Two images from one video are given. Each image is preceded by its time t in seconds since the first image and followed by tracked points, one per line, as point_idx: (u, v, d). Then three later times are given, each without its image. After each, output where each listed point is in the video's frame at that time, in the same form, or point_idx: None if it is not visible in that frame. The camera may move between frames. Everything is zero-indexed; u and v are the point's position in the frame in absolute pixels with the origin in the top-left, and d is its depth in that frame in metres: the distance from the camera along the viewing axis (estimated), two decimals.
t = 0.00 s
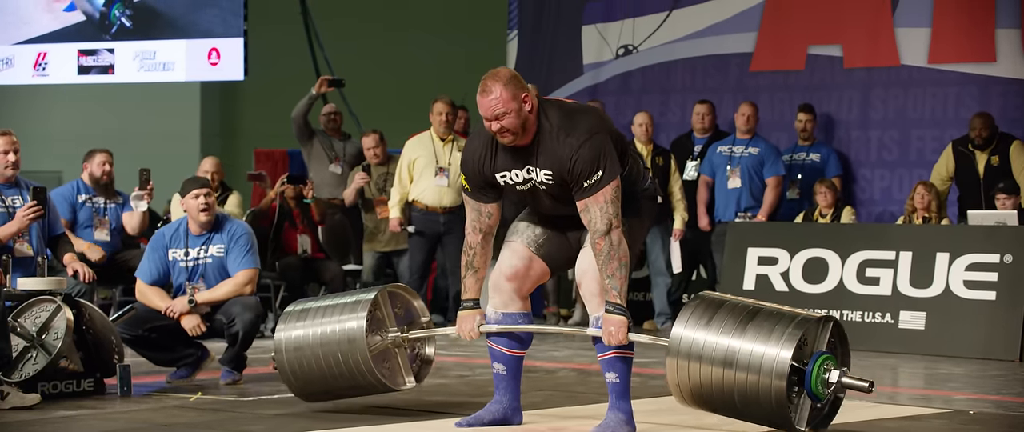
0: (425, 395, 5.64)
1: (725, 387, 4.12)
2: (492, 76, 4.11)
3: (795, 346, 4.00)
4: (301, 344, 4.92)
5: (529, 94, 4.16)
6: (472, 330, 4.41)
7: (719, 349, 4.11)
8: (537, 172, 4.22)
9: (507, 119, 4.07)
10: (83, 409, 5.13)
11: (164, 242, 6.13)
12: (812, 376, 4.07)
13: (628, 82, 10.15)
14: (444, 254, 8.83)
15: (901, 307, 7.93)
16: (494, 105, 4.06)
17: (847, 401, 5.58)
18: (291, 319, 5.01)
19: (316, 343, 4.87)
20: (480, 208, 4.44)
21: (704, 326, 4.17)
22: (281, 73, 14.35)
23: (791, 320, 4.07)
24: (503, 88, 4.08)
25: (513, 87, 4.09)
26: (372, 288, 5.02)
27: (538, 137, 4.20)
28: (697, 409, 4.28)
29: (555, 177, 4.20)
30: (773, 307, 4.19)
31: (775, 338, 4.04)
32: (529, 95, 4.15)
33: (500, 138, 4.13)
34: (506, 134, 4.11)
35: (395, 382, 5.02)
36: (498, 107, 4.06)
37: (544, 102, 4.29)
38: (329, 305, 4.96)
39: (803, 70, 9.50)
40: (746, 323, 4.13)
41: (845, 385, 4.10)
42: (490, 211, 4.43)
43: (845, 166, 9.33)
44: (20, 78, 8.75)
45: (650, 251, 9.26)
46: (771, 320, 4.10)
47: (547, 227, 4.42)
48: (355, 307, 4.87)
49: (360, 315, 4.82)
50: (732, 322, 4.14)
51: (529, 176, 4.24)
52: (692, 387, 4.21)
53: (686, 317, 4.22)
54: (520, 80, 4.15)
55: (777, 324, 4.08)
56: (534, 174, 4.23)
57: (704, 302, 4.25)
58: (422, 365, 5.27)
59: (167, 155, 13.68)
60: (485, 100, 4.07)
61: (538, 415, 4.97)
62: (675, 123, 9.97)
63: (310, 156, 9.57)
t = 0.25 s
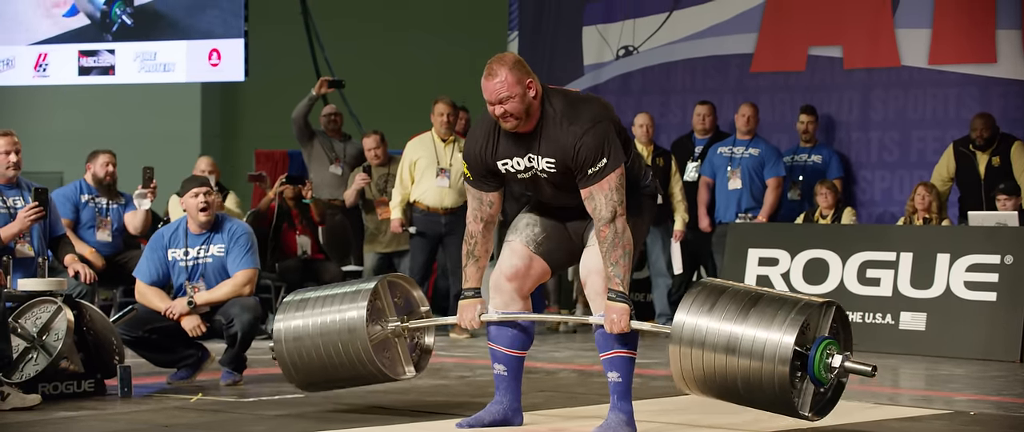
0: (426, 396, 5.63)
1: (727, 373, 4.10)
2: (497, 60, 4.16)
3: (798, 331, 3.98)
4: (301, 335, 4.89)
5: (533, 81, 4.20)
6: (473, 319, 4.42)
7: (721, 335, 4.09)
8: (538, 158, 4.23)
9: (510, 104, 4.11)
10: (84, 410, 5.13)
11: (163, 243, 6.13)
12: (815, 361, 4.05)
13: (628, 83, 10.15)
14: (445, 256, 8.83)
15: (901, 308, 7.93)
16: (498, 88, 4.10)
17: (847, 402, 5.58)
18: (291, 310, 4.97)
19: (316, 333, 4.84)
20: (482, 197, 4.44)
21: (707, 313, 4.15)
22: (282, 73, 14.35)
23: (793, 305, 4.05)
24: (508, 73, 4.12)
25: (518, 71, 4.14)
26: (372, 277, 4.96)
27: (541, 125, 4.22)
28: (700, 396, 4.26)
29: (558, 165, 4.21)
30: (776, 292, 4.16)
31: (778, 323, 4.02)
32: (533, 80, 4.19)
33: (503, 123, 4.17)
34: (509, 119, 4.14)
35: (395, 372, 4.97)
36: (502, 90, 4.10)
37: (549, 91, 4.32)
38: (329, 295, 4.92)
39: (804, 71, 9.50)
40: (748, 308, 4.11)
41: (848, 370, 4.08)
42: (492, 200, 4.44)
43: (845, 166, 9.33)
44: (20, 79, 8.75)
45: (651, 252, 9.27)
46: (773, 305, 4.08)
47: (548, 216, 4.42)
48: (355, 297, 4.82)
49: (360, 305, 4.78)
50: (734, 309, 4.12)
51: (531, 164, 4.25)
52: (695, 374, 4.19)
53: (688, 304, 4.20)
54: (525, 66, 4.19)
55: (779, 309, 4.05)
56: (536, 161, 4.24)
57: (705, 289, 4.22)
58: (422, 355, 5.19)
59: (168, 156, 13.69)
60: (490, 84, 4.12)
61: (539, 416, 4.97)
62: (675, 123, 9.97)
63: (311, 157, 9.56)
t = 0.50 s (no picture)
0: (427, 400, 5.63)
1: (734, 361, 4.13)
2: (504, 45, 4.16)
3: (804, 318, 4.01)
4: (303, 326, 4.88)
5: (539, 68, 4.20)
6: (475, 310, 4.41)
7: (728, 323, 4.12)
8: (540, 146, 4.22)
9: (513, 90, 4.11)
10: (85, 414, 5.13)
11: (164, 247, 6.13)
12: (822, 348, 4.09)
13: (629, 87, 10.15)
14: (446, 259, 8.83)
15: (902, 312, 7.93)
16: (502, 72, 4.11)
17: (848, 407, 5.58)
18: (292, 302, 4.97)
19: (319, 324, 4.83)
20: (482, 187, 4.46)
21: (713, 301, 4.17)
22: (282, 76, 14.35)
23: (800, 292, 4.07)
24: (514, 57, 4.13)
25: (523, 56, 4.14)
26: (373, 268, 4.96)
27: (544, 113, 4.22)
28: (706, 382, 4.30)
29: (561, 153, 4.20)
30: (782, 280, 4.19)
31: (784, 310, 4.05)
32: (539, 67, 4.19)
33: (505, 109, 4.17)
34: (511, 105, 4.14)
35: (396, 362, 4.97)
36: (506, 75, 4.10)
37: (554, 79, 4.32)
38: (330, 286, 4.91)
39: (805, 75, 9.50)
40: (755, 296, 4.13)
41: (855, 357, 4.12)
42: (492, 190, 4.45)
43: (846, 170, 9.33)
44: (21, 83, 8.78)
45: (652, 256, 9.30)
46: (780, 293, 4.11)
47: (546, 217, 4.41)
48: (357, 287, 4.82)
49: (363, 295, 4.78)
50: (740, 296, 4.15)
51: (533, 153, 4.25)
52: (701, 362, 4.22)
53: (694, 292, 4.22)
54: (531, 52, 4.19)
55: (786, 296, 4.08)
56: (538, 150, 4.23)
57: (711, 276, 4.24)
58: (423, 346, 5.20)
59: (169, 159, 13.70)
60: (495, 67, 4.12)
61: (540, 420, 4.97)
62: (676, 127, 9.97)
63: (313, 161, 9.51)
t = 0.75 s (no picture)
0: (427, 403, 5.64)
1: (740, 346, 4.18)
2: (510, 29, 4.19)
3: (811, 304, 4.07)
4: (305, 317, 4.89)
5: (544, 56, 4.21)
6: (478, 298, 4.41)
7: (734, 309, 4.17)
8: (543, 133, 4.22)
9: (518, 75, 4.11)
10: (84, 417, 5.13)
11: (164, 250, 6.13)
12: (828, 334, 4.15)
13: (629, 90, 10.15)
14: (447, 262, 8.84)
15: (902, 315, 7.93)
16: (507, 56, 4.12)
17: (849, 410, 5.58)
18: (293, 292, 4.98)
19: (320, 315, 4.83)
20: (484, 175, 4.44)
21: (719, 287, 4.22)
22: (283, 79, 14.35)
23: (805, 278, 4.13)
24: (520, 42, 4.14)
25: (529, 41, 4.16)
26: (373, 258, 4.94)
27: (548, 100, 4.23)
28: (712, 368, 4.34)
29: (564, 140, 4.20)
30: (787, 266, 4.24)
31: (791, 296, 4.10)
32: (544, 55, 4.21)
33: (508, 93, 4.17)
34: (515, 91, 4.15)
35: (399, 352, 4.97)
36: (511, 58, 4.12)
37: (560, 70, 4.33)
38: (331, 277, 4.91)
39: (805, 78, 9.50)
40: (760, 282, 4.18)
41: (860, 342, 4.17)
42: (494, 178, 4.44)
43: (846, 173, 9.34)
44: (22, 86, 8.81)
45: (653, 260, 9.34)
46: (786, 279, 4.16)
47: (546, 217, 4.41)
48: (359, 278, 4.80)
49: (364, 285, 4.76)
50: (746, 282, 4.19)
51: (537, 140, 4.24)
52: (707, 348, 4.26)
53: (700, 278, 4.26)
54: (537, 39, 4.21)
55: (791, 282, 4.13)
56: (540, 137, 4.23)
57: (716, 262, 4.29)
58: (425, 336, 5.20)
59: (169, 162, 13.70)
60: (501, 50, 4.14)
61: (541, 423, 4.97)
62: (676, 130, 9.97)
63: (313, 164, 9.56)
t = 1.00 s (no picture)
0: (427, 410, 5.63)
1: (747, 338, 4.12)
2: (515, 19, 4.21)
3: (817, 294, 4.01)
4: (305, 314, 4.85)
5: (549, 48, 4.22)
6: (479, 293, 4.41)
7: (740, 301, 4.11)
8: (544, 126, 4.22)
9: (520, 65, 4.13)
10: (84, 424, 5.13)
11: (165, 257, 6.13)
12: (835, 324, 4.09)
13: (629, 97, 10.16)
14: (446, 269, 8.82)
15: (902, 322, 7.92)
16: (511, 44, 4.14)
17: (849, 417, 5.58)
18: (292, 289, 4.93)
19: (321, 312, 4.79)
20: (486, 170, 4.47)
21: (723, 279, 4.17)
22: (282, 86, 14.34)
23: (811, 268, 4.08)
24: (524, 31, 4.16)
25: (534, 31, 4.17)
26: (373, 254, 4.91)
27: (551, 92, 4.24)
28: (717, 362, 4.28)
29: (567, 132, 4.19)
30: (792, 257, 4.19)
31: (797, 287, 4.05)
32: (549, 46, 4.22)
33: (510, 83, 4.18)
34: (516, 80, 4.16)
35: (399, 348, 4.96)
36: (514, 46, 4.13)
37: (564, 63, 4.34)
38: (332, 273, 4.88)
39: (805, 85, 9.50)
40: (765, 273, 4.13)
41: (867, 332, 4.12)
42: (495, 173, 4.47)
43: (846, 181, 9.33)
44: (22, 92, 8.82)
45: (652, 266, 9.31)
46: (791, 270, 4.11)
47: (545, 220, 4.40)
48: (360, 273, 4.79)
49: (365, 281, 4.74)
50: (751, 274, 4.14)
51: (538, 133, 4.24)
52: (712, 341, 4.20)
53: (704, 270, 4.21)
54: (542, 30, 4.23)
55: (797, 273, 4.08)
56: (541, 130, 4.23)
57: (720, 254, 4.24)
58: (425, 332, 5.20)
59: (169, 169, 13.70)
60: (505, 39, 4.16)
61: (541, 430, 4.97)
62: (676, 137, 9.96)
63: (313, 170, 9.57)
